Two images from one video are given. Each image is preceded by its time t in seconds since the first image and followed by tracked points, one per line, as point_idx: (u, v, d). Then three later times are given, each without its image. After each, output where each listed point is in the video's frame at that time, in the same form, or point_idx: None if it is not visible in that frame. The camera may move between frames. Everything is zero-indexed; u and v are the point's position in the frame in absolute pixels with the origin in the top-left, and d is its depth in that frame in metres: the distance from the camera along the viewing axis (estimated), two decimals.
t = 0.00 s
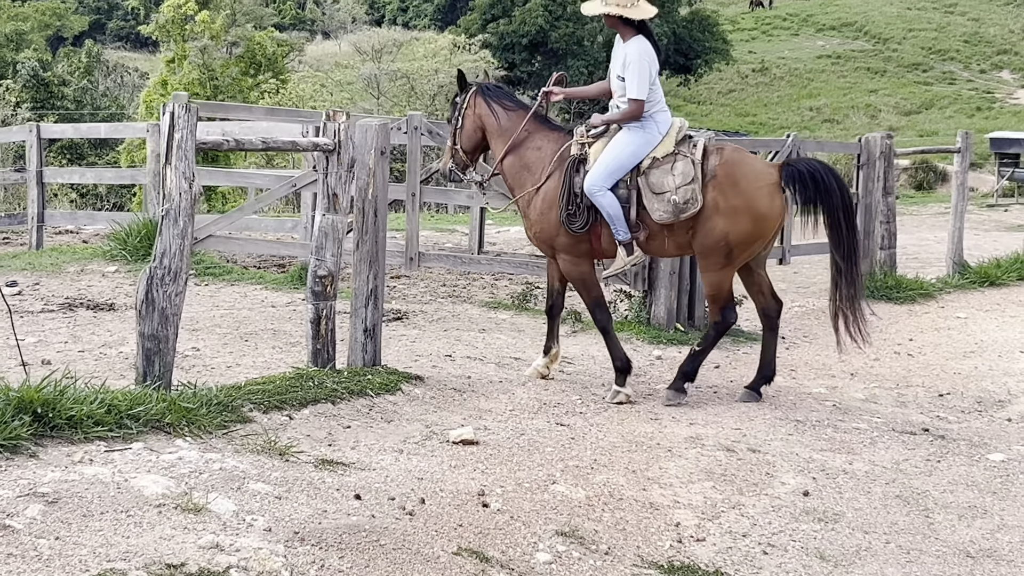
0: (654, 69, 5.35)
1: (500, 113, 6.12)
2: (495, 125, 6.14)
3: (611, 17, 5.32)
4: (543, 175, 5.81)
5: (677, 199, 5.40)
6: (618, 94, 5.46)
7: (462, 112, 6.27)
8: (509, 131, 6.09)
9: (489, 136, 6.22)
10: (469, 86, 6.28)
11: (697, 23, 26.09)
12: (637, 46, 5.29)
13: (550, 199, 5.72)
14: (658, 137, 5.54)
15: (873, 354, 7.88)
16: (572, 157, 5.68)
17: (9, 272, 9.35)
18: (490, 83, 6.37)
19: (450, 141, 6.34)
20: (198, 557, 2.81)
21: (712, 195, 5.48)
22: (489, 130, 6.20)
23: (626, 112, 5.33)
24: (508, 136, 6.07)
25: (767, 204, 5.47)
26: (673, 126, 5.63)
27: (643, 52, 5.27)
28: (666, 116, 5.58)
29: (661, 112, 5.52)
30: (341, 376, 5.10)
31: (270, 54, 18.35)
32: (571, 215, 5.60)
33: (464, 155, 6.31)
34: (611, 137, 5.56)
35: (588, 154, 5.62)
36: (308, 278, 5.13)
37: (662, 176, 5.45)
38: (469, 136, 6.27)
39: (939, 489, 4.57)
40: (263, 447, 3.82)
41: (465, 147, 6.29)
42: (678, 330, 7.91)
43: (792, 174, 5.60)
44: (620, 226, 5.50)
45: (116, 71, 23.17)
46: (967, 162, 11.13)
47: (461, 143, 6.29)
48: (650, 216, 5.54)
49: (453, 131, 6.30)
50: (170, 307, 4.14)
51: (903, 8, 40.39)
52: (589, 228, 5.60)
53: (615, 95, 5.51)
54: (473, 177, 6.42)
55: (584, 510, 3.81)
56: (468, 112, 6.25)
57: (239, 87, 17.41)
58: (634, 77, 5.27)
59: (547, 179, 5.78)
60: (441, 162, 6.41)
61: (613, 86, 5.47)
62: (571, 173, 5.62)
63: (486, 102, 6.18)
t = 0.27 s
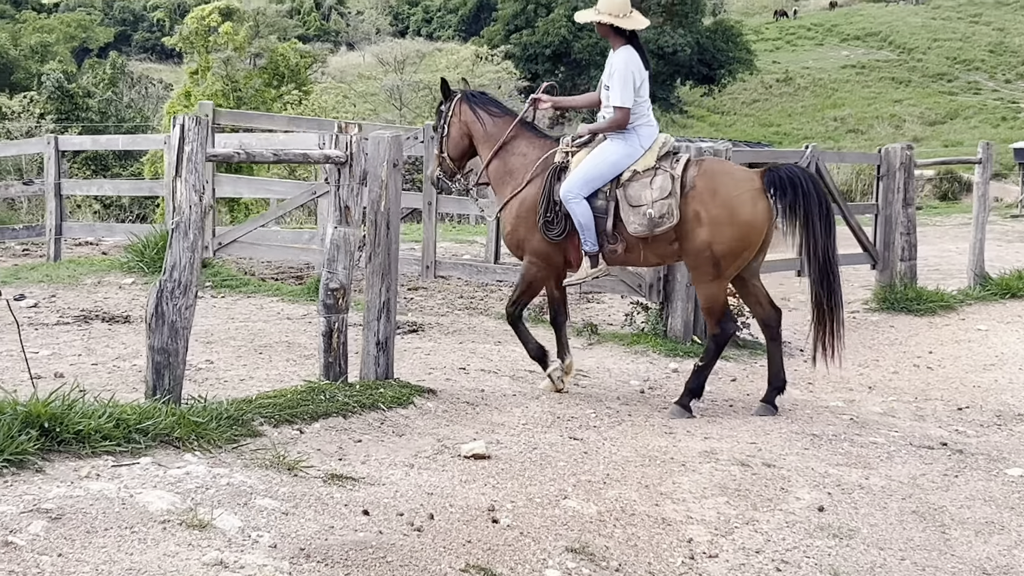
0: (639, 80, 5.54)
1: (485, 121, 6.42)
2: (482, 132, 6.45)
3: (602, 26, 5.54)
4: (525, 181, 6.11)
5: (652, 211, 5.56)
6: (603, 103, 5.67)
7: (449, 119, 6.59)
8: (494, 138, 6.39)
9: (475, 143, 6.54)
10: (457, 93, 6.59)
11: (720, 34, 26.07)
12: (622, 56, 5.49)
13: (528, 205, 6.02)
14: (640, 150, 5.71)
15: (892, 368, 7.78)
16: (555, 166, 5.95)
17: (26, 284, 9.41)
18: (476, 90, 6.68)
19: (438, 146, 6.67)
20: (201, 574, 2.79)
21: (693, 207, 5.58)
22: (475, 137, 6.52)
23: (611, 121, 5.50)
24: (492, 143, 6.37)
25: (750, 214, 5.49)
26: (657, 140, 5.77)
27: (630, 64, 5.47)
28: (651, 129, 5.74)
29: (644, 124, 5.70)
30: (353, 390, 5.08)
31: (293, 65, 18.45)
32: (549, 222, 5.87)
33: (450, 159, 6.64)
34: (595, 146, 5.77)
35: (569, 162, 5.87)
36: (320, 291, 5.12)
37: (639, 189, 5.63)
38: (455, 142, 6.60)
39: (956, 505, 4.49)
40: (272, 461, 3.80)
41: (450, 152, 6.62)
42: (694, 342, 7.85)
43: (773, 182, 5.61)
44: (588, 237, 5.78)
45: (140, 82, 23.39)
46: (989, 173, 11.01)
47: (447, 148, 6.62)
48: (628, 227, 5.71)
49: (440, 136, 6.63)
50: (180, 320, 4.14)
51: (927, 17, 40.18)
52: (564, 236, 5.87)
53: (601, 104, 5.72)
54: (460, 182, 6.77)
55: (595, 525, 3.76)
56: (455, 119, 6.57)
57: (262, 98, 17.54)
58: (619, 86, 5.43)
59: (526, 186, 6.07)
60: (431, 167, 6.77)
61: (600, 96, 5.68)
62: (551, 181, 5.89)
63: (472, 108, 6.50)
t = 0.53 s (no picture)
0: (637, 92, 5.60)
1: (485, 136, 6.58)
2: (480, 147, 6.61)
3: (603, 38, 5.61)
4: (522, 195, 6.19)
5: (643, 226, 5.59)
6: (601, 115, 5.71)
7: (446, 134, 6.75)
8: (491, 153, 6.55)
9: (473, 157, 6.69)
10: (453, 108, 6.75)
11: (765, 49, 25.94)
12: (620, 68, 5.54)
13: (524, 219, 6.12)
14: (632, 165, 5.74)
15: (935, 385, 7.57)
16: (550, 181, 6.06)
17: (68, 303, 9.58)
18: (476, 104, 6.82)
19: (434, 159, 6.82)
20: None
21: (690, 220, 5.55)
22: (472, 152, 6.67)
23: (608, 132, 5.55)
24: (491, 157, 6.54)
25: (746, 224, 5.43)
26: (651, 155, 5.79)
27: (628, 73, 5.53)
28: (646, 142, 5.77)
29: (641, 137, 5.73)
30: (388, 408, 5.03)
31: (338, 83, 18.60)
32: (545, 238, 5.95)
33: (446, 174, 6.78)
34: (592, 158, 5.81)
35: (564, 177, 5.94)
36: (354, 309, 5.10)
37: (632, 203, 5.65)
38: (451, 157, 6.75)
39: (999, 525, 4.32)
40: (303, 481, 3.76)
41: (446, 167, 6.77)
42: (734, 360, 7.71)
43: (770, 189, 5.48)
44: (587, 250, 5.76)
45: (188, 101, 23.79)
46: None
47: (443, 162, 6.77)
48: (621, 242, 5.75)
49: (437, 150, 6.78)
50: (213, 340, 4.13)
51: (975, 31, 39.60)
52: (559, 252, 5.95)
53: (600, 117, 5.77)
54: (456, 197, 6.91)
55: (630, 546, 3.67)
56: (451, 134, 6.73)
57: (307, 116, 17.75)
58: (616, 96, 5.50)
59: (521, 200, 6.18)
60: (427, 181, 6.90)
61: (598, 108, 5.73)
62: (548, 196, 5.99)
63: (471, 123, 6.65)
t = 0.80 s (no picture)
0: (641, 112, 5.60)
1: (498, 152, 6.72)
2: (493, 163, 6.75)
3: (609, 57, 5.64)
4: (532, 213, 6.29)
5: (648, 252, 5.59)
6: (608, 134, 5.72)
7: (459, 150, 6.90)
8: (504, 169, 6.68)
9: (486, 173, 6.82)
10: (467, 124, 6.90)
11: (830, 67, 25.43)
12: (624, 87, 5.52)
13: (535, 236, 6.20)
14: (638, 186, 5.76)
15: (1003, 409, 7.25)
16: (561, 201, 6.07)
17: (126, 329, 9.77)
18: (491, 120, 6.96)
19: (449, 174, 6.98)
20: None
21: (697, 246, 5.47)
22: (485, 167, 6.80)
23: (612, 149, 5.54)
24: (505, 174, 6.67)
25: (753, 249, 5.26)
26: (660, 177, 5.77)
27: (631, 90, 5.51)
28: (651, 162, 5.77)
29: (647, 158, 5.74)
30: (439, 434, 4.96)
31: (401, 106, 18.74)
32: (554, 259, 6.02)
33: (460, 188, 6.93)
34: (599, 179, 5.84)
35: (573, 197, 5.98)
36: (404, 335, 5.08)
37: (638, 229, 5.65)
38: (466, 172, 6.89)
39: None
40: (349, 510, 3.71)
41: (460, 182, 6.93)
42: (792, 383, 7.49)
43: (780, 214, 5.37)
44: (594, 274, 5.83)
45: (253, 126, 24.29)
46: None
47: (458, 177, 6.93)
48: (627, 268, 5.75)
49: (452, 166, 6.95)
50: (261, 367, 4.12)
51: None
52: (569, 272, 6.01)
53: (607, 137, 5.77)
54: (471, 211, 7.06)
55: None
56: (465, 150, 6.87)
57: (370, 139, 17.97)
58: (618, 117, 5.48)
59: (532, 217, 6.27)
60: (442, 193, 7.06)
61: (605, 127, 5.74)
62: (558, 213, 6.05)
63: (485, 139, 6.78)
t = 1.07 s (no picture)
0: (653, 138, 5.46)
1: (510, 175, 6.60)
2: (505, 185, 6.62)
3: (621, 83, 5.53)
4: (546, 237, 6.17)
5: (660, 283, 5.49)
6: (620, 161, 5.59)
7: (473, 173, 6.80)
8: (518, 191, 6.55)
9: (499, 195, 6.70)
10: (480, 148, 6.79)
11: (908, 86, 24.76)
12: (635, 114, 5.41)
13: (549, 260, 6.08)
14: (653, 217, 5.59)
15: None
16: (574, 226, 5.93)
17: (190, 356, 9.94)
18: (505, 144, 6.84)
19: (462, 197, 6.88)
20: None
21: (711, 276, 5.39)
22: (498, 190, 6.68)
23: (623, 177, 5.41)
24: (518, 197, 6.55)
25: (769, 277, 5.23)
26: (673, 206, 5.63)
27: (640, 117, 5.39)
28: (665, 190, 5.60)
29: (661, 185, 5.58)
30: (493, 462, 4.87)
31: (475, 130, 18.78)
32: (568, 284, 5.90)
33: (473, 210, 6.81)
34: (611, 207, 5.69)
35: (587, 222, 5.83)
36: (457, 361, 5.02)
37: (650, 259, 5.53)
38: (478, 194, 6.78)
39: None
40: (397, 539, 3.65)
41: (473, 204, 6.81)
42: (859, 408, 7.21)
43: (793, 238, 5.30)
44: (607, 301, 5.72)
45: (329, 152, 24.67)
46: None
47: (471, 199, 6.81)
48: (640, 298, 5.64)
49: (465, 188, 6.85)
50: (311, 395, 4.10)
51: None
52: (583, 296, 5.89)
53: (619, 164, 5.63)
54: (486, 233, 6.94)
55: None
56: (478, 173, 6.76)
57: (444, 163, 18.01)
58: (628, 144, 5.35)
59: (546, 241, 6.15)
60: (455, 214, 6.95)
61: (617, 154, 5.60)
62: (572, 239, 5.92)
63: (497, 163, 6.65)
